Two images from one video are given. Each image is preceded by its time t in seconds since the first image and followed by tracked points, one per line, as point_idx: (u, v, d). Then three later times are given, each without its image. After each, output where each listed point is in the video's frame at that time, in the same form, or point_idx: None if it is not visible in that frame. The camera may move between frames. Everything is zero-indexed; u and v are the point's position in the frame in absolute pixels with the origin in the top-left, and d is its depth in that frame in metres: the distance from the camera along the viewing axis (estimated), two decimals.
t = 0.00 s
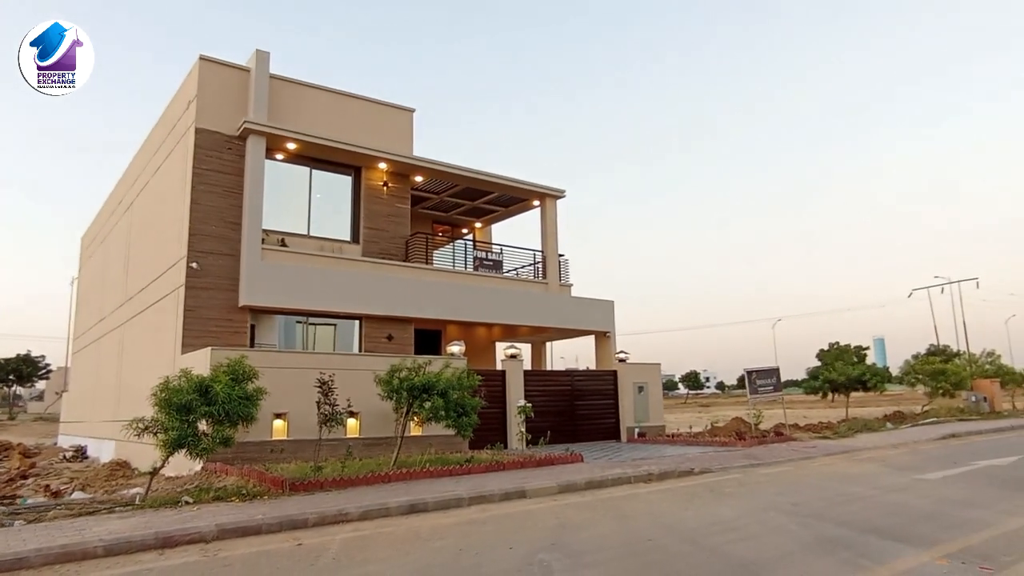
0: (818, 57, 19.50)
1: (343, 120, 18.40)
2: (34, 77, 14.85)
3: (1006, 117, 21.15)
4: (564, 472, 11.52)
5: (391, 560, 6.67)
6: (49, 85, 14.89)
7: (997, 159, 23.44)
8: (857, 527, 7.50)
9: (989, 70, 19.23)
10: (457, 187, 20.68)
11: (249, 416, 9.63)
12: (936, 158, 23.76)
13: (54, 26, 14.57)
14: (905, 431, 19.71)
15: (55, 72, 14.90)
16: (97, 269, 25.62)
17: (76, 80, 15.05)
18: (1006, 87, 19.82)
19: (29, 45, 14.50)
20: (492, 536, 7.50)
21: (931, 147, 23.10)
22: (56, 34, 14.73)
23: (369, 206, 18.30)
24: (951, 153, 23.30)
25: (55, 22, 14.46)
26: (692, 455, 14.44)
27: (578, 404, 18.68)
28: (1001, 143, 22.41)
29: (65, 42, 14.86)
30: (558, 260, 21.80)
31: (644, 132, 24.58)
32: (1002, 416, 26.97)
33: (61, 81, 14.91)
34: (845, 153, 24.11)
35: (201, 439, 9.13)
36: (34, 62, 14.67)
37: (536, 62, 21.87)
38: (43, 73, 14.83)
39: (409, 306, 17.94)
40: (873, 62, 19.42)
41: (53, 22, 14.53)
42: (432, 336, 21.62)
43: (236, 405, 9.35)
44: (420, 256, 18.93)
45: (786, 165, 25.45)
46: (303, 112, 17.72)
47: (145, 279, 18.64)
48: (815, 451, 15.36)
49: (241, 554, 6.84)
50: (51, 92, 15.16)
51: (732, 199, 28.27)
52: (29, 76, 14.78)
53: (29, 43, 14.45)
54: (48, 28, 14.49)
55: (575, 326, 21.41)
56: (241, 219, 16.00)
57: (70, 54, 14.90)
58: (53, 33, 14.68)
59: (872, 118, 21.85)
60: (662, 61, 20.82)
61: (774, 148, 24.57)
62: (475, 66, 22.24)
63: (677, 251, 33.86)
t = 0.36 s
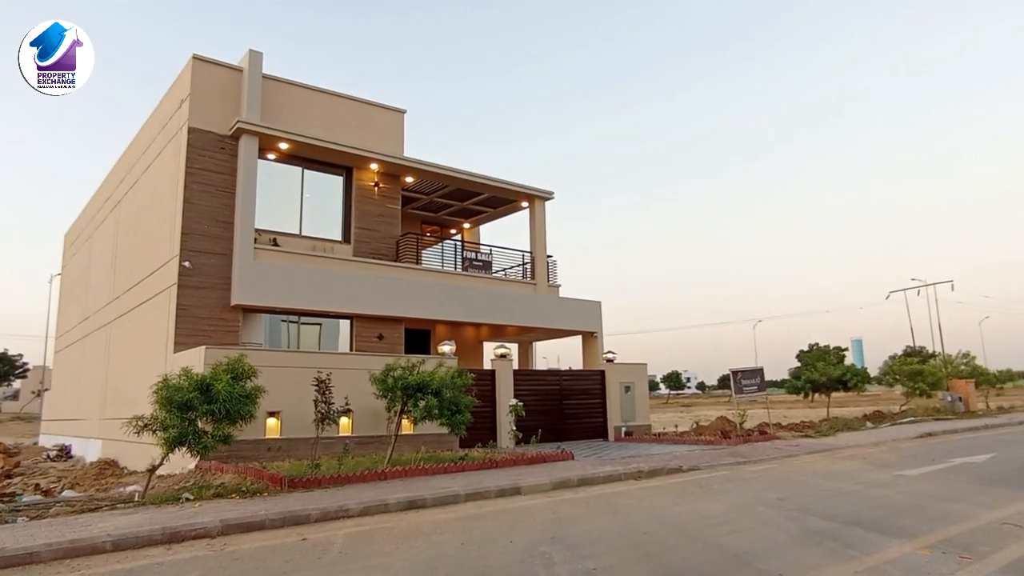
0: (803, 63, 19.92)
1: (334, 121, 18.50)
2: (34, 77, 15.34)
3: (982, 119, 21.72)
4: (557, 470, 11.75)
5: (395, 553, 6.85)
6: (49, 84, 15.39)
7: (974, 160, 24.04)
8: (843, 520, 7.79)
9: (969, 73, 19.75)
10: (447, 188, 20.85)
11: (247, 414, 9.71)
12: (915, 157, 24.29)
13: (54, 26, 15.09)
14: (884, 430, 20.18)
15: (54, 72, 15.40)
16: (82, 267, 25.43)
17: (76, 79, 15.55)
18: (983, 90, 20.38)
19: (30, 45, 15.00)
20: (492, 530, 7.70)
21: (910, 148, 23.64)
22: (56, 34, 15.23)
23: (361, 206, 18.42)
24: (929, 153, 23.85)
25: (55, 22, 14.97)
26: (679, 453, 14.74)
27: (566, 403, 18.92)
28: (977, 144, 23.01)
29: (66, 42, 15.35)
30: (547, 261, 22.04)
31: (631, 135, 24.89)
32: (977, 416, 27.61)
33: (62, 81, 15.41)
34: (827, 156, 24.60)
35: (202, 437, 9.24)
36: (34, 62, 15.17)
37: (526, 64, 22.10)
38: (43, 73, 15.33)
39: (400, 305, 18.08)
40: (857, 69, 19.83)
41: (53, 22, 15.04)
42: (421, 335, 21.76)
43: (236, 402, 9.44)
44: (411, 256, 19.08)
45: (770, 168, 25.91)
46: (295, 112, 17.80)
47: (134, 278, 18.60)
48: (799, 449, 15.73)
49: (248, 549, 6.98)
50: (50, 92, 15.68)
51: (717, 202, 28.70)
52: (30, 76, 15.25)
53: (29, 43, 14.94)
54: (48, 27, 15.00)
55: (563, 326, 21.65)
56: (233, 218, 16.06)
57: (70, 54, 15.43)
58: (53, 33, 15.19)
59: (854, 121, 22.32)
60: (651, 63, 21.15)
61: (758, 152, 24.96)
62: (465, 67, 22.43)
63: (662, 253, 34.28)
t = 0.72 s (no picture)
0: (791, 67, 20.31)
1: (327, 123, 18.61)
2: (34, 77, 15.53)
3: (963, 122, 22.21)
4: (551, 468, 11.99)
5: (399, 548, 7.06)
6: (49, 84, 15.58)
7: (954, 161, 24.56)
8: (830, 514, 8.09)
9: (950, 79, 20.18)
10: (439, 190, 21.02)
11: (248, 415, 9.83)
12: (896, 158, 24.77)
13: (54, 26, 15.25)
14: (868, 428, 20.59)
15: (54, 72, 15.60)
16: (71, 268, 25.35)
17: (75, 80, 15.74)
18: (963, 95, 20.84)
19: (30, 45, 15.18)
20: (492, 526, 7.92)
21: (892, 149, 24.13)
22: (56, 34, 15.41)
23: (354, 208, 18.56)
24: (911, 154, 24.35)
25: (56, 22, 15.14)
26: (668, 451, 15.03)
27: (557, 403, 19.17)
28: (957, 145, 23.52)
29: (65, 41, 15.53)
30: (537, 263, 22.27)
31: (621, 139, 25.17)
32: (957, 414, 28.16)
33: (61, 81, 15.60)
34: (814, 159, 25.05)
35: (204, 437, 9.37)
36: (34, 62, 15.35)
37: (517, 66, 22.31)
38: (43, 73, 15.53)
39: (393, 306, 18.23)
40: (841, 73, 20.24)
41: (53, 22, 15.21)
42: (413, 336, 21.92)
43: (237, 402, 9.56)
44: (403, 258, 19.23)
45: (757, 171, 26.34)
46: (288, 115, 17.91)
47: (127, 279, 18.61)
48: (786, 447, 16.07)
49: (255, 545, 7.16)
50: (50, 92, 15.86)
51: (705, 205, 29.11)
52: (30, 76, 15.44)
53: (29, 42, 15.12)
54: (48, 28, 15.16)
55: (553, 326, 21.88)
56: (228, 220, 16.17)
57: (70, 54, 15.59)
58: (54, 33, 15.36)
59: (839, 124, 22.74)
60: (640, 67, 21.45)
61: (745, 155, 25.36)
62: (457, 70, 22.63)
63: (651, 254, 34.67)
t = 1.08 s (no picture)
0: (789, 67, 20.57)
1: (330, 126, 18.81)
2: (34, 77, 15.49)
3: (956, 123, 22.54)
4: (554, 465, 12.21)
5: (411, 540, 7.28)
6: (49, 84, 15.55)
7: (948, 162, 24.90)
8: (828, 508, 8.33)
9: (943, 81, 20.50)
10: (440, 192, 21.23)
11: (259, 413, 10.00)
12: (892, 158, 25.06)
13: (54, 26, 15.21)
14: (863, 428, 20.89)
15: (54, 72, 15.58)
16: (73, 267, 25.47)
17: (75, 79, 15.70)
18: (956, 97, 21.16)
19: (30, 45, 15.14)
20: (501, 520, 8.13)
21: (887, 150, 24.43)
22: (56, 34, 15.39)
23: (356, 210, 18.76)
24: (904, 154, 24.69)
25: (56, 22, 15.10)
26: (667, 450, 15.27)
27: (557, 403, 19.39)
28: (952, 146, 23.83)
29: (65, 42, 15.52)
30: (537, 264, 22.50)
31: (620, 141, 25.40)
32: (951, 413, 28.46)
33: (61, 81, 15.57)
34: (810, 159, 25.34)
35: (215, 435, 9.55)
36: (34, 62, 15.33)
37: (517, 68, 22.53)
38: (43, 73, 15.51)
39: (396, 307, 18.44)
40: (836, 74, 20.55)
41: (53, 22, 15.18)
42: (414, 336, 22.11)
43: (249, 400, 9.72)
44: (405, 259, 19.43)
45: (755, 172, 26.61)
46: (292, 118, 18.11)
47: (131, 280, 18.77)
48: (783, 445, 16.33)
49: (271, 538, 7.37)
50: (51, 92, 15.83)
51: (702, 205, 29.37)
52: (30, 76, 15.41)
53: (29, 43, 15.08)
54: (48, 27, 15.14)
55: (553, 326, 22.11)
56: (233, 222, 16.35)
57: (70, 53, 15.58)
58: (54, 33, 15.32)
59: (834, 125, 23.05)
60: (638, 69, 21.71)
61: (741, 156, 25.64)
62: (457, 71, 22.85)
63: (648, 255, 34.92)
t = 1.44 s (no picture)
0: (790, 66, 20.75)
1: (335, 119, 18.97)
2: (34, 77, 15.57)
3: (955, 120, 22.74)
4: (558, 454, 12.48)
5: (424, 524, 7.54)
6: (48, 84, 15.62)
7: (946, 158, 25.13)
8: (827, 494, 8.61)
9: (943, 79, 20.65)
10: (443, 185, 21.42)
11: (273, 401, 10.23)
12: (890, 155, 25.29)
13: (54, 26, 15.31)
14: (860, 418, 21.22)
15: (54, 72, 15.65)
16: (77, 259, 25.64)
17: (75, 80, 15.80)
18: (954, 95, 21.35)
19: (29, 45, 15.25)
20: (510, 505, 8.40)
21: (885, 146, 24.64)
22: (55, 34, 15.47)
23: (361, 202, 18.95)
24: (904, 150, 24.89)
25: (55, 22, 15.21)
26: (668, 439, 15.56)
27: (559, 393, 19.66)
28: (950, 142, 24.06)
29: (65, 42, 15.59)
30: (539, 256, 22.72)
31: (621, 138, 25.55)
32: (947, 405, 28.82)
33: (61, 81, 15.63)
34: (809, 155, 25.57)
35: (231, 423, 9.78)
36: (34, 62, 15.43)
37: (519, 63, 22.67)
38: (43, 73, 15.59)
39: (400, 298, 18.66)
40: (837, 73, 20.70)
41: (53, 22, 15.27)
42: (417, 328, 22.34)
43: (263, 389, 9.96)
44: (409, 251, 19.63)
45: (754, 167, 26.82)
46: (298, 111, 18.27)
47: (138, 271, 18.96)
48: (782, 435, 16.63)
49: (289, 522, 7.64)
50: (50, 92, 15.91)
51: (702, 200, 29.60)
52: (30, 76, 15.49)
53: (28, 42, 15.19)
54: (47, 27, 15.23)
55: (555, 318, 22.36)
56: (240, 214, 16.55)
57: (69, 54, 15.66)
58: (53, 33, 15.42)
59: (834, 122, 23.25)
60: (639, 68, 21.83)
61: (741, 151, 25.83)
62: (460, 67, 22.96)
63: (648, 248, 35.16)
